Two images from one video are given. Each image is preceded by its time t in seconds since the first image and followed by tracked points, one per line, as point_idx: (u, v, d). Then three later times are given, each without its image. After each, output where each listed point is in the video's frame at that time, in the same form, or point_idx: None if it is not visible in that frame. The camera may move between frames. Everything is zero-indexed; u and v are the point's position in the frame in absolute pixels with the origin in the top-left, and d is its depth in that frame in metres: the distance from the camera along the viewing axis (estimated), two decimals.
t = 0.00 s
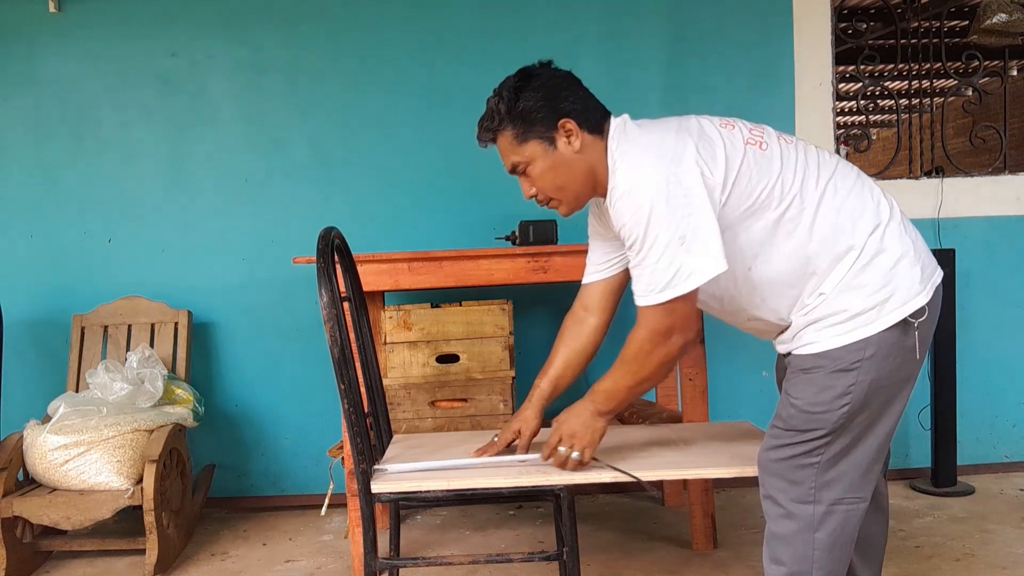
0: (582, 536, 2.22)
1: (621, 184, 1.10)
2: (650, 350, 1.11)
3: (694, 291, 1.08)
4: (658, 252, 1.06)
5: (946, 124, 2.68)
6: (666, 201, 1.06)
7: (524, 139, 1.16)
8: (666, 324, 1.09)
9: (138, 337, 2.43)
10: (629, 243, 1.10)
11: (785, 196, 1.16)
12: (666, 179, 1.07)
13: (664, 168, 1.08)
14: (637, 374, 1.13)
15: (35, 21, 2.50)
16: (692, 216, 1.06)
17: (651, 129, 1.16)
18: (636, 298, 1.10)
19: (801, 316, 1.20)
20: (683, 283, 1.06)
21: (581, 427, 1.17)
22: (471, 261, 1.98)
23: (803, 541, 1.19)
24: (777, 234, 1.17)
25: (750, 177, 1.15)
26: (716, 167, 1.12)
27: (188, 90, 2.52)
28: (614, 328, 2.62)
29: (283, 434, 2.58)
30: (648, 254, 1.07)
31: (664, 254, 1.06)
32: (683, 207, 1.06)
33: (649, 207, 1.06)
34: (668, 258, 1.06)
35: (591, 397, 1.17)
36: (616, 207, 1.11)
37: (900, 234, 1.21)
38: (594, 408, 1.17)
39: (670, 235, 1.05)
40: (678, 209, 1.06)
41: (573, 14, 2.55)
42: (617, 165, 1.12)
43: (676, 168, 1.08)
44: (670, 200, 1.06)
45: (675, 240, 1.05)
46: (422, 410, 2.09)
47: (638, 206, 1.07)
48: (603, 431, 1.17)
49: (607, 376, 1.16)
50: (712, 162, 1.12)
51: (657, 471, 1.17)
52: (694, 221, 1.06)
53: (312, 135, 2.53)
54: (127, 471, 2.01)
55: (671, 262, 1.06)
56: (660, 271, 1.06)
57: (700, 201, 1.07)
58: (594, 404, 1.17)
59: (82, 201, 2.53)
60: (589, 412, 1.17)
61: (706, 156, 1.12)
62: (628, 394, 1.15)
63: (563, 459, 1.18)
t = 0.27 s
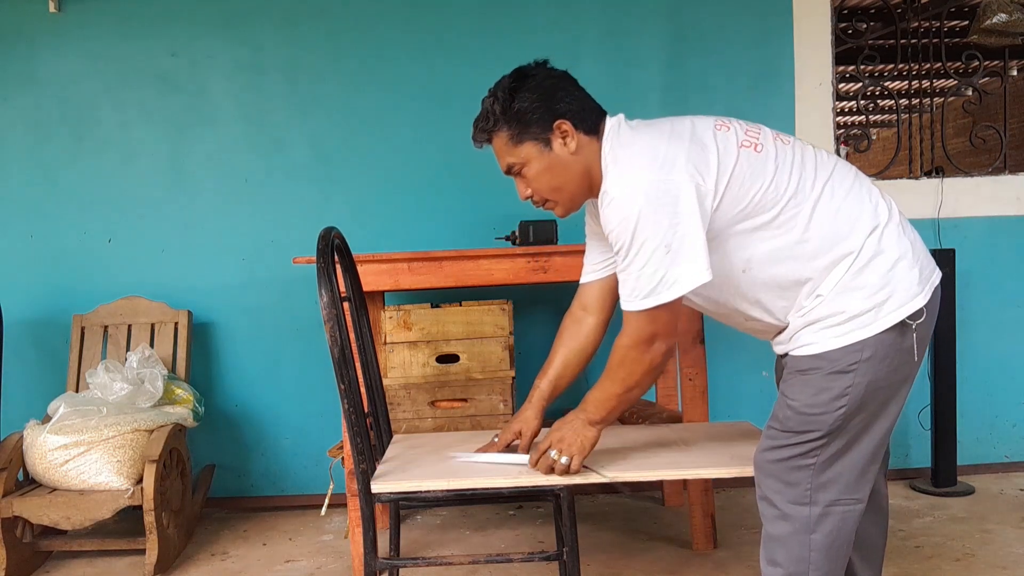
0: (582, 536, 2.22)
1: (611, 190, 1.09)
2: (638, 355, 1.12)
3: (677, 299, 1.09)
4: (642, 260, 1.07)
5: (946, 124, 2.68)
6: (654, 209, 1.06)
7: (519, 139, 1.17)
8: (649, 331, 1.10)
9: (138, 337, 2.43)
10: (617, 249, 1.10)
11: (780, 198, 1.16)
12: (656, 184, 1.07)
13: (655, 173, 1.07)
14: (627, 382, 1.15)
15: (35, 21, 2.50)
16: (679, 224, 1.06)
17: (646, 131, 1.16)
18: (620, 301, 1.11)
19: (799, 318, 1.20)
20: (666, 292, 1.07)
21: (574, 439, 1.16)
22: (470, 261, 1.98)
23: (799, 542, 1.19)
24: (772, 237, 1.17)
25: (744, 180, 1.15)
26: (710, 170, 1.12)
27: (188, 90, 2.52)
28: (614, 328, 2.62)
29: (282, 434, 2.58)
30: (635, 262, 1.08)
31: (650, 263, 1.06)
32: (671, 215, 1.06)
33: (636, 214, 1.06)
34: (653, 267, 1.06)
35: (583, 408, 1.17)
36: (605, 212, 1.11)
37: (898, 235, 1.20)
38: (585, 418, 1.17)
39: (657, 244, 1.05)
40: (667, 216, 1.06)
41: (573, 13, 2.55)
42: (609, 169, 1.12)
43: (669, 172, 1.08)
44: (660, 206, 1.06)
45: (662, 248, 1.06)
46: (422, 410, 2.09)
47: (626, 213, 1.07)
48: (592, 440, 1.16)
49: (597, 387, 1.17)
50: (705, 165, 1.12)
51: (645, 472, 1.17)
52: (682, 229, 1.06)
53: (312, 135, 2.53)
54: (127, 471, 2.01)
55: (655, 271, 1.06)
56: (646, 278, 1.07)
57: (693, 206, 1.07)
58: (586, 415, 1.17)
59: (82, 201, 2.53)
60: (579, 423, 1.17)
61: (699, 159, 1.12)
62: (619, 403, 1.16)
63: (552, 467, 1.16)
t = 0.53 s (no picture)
0: (582, 536, 2.22)
1: (610, 193, 1.10)
2: (656, 358, 1.12)
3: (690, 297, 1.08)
4: (648, 260, 1.06)
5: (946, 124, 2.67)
6: (654, 207, 1.05)
7: (512, 143, 1.17)
8: (665, 334, 1.10)
9: (138, 337, 2.43)
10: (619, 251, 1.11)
11: (777, 199, 1.16)
12: (654, 185, 1.07)
13: (652, 173, 1.07)
14: (645, 386, 1.15)
15: (35, 20, 2.50)
16: (679, 224, 1.05)
17: (644, 130, 1.16)
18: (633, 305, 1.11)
19: (795, 319, 1.20)
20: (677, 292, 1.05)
21: (592, 441, 1.17)
22: (470, 261, 1.97)
23: (795, 545, 1.19)
24: (769, 237, 1.17)
25: (740, 180, 1.15)
26: (705, 171, 1.12)
27: (188, 90, 2.52)
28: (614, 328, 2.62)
29: (282, 434, 2.58)
30: (638, 264, 1.08)
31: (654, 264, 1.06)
32: (670, 215, 1.05)
33: (637, 214, 1.06)
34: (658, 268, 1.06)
35: (602, 409, 1.18)
36: (605, 215, 1.11)
37: (897, 235, 1.20)
38: (604, 420, 1.18)
39: (658, 245, 1.05)
40: (666, 216, 1.05)
41: (573, 13, 2.55)
42: (606, 170, 1.12)
43: (666, 171, 1.08)
44: (661, 204, 1.06)
45: (666, 245, 1.05)
46: (422, 410, 2.09)
47: (626, 214, 1.07)
48: (612, 441, 1.17)
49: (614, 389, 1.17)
50: (701, 166, 1.12)
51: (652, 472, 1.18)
52: (682, 229, 1.05)
53: (311, 135, 2.53)
54: (127, 471, 2.01)
55: (663, 269, 1.06)
56: (654, 277, 1.07)
57: (691, 203, 1.06)
58: (605, 416, 1.18)
59: (82, 201, 2.53)
60: (599, 424, 1.18)
61: (696, 159, 1.12)
62: (637, 405, 1.16)
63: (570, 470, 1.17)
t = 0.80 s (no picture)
0: (582, 536, 2.22)
1: (606, 194, 1.09)
2: (649, 361, 1.11)
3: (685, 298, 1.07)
4: (642, 263, 1.06)
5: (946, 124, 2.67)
6: (646, 209, 1.05)
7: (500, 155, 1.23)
8: (659, 337, 1.09)
9: (138, 337, 2.43)
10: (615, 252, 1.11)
11: (775, 200, 1.16)
12: (650, 186, 1.06)
13: (649, 175, 1.07)
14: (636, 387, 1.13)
15: (35, 20, 2.50)
16: (675, 226, 1.05)
17: (641, 130, 1.15)
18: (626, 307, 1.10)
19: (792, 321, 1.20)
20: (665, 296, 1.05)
21: (578, 436, 1.16)
22: (471, 261, 1.97)
23: (792, 547, 1.19)
24: (767, 239, 1.17)
25: (739, 181, 1.15)
26: (703, 173, 1.12)
27: (188, 90, 2.52)
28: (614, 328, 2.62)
29: (282, 434, 2.58)
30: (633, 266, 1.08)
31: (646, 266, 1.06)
32: (666, 216, 1.05)
33: (629, 216, 1.06)
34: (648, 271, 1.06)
35: (590, 406, 1.16)
36: (599, 218, 1.11)
37: (896, 237, 1.20)
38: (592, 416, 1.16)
39: (652, 247, 1.05)
40: (661, 218, 1.05)
41: (574, 13, 2.55)
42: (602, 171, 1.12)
43: (662, 173, 1.08)
44: (654, 206, 1.06)
45: (658, 248, 1.05)
46: (422, 410, 2.09)
47: (619, 217, 1.07)
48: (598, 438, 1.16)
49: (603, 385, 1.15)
50: (698, 167, 1.12)
51: (646, 477, 1.17)
52: (677, 230, 1.05)
53: (312, 135, 2.53)
54: (127, 471, 2.01)
55: (654, 271, 1.05)
56: (647, 279, 1.06)
57: (686, 205, 1.06)
58: (593, 413, 1.16)
59: (82, 201, 2.53)
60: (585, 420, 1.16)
61: (693, 161, 1.11)
62: (627, 405, 1.15)
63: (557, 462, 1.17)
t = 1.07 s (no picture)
0: (581, 536, 2.22)
1: (648, 200, 1.08)
2: (704, 347, 1.07)
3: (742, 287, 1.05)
4: (688, 260, 1.05)
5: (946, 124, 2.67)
6: (691, 206, 1.05)
7: (537, 196, 1.17)
8: (717, 323, 1.06)
9: (138, 337, 2.43)
10: (663, 255, 1.09)
11: (802, 201, 1.17)
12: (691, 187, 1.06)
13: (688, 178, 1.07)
14: (691, 375, 1.09)
15: (35, 21, 2.51)
16: (723, 222, 1.04)
17: (663, 142, 1.17)
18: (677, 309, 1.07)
19: (825, 319, 1.19)
20: (723, 291, 1.03)
21: (632, 409, 1.15)
22: (470, 261, 1.98)
23: (828, 536, 1.19)
24: (798, 239, 1.17)
25: (769, 182, 1.15)
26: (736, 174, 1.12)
27: (188, 90, 2.53)
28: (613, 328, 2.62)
29: (283, 434, 2.59)
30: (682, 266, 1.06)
31: (698, 264, 1.04)
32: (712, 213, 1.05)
33: (673, 215, 1.06)
34: (704, 266, 1.04)
35: (647, 383, 1.14)
36: (643, 221, 1.10)
37: (915, 232, 1.22)
38: (649, 391, 1.13)
39: (704, 244, 1.04)
40: (708, 216, 1.05)
41: (573, 13, 2.55)
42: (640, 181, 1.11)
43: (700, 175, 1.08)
44: (698, 202, 1.05)
45: (708, 243, 1.04)
46: (422, 410, 2.08)
47: (663, 216, 1.06)
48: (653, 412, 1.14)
49: (670, 365, 1.11)
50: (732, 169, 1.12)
51: (639, 464, 1.16)
52: (726, 226, 1.04)
53: (312, 136, 2.54)
54: (127, 471, 2.02)
55: (705, 267, 1.04)
56: (695, 277, 1.04)
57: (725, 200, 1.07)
58: (649, 391, 1.13)
59: (82, 201, 2.54)
60: (642, 394, 1.14)
61: (726, 163, 1.12)
62: (684, 390, 1.11)
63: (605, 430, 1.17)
